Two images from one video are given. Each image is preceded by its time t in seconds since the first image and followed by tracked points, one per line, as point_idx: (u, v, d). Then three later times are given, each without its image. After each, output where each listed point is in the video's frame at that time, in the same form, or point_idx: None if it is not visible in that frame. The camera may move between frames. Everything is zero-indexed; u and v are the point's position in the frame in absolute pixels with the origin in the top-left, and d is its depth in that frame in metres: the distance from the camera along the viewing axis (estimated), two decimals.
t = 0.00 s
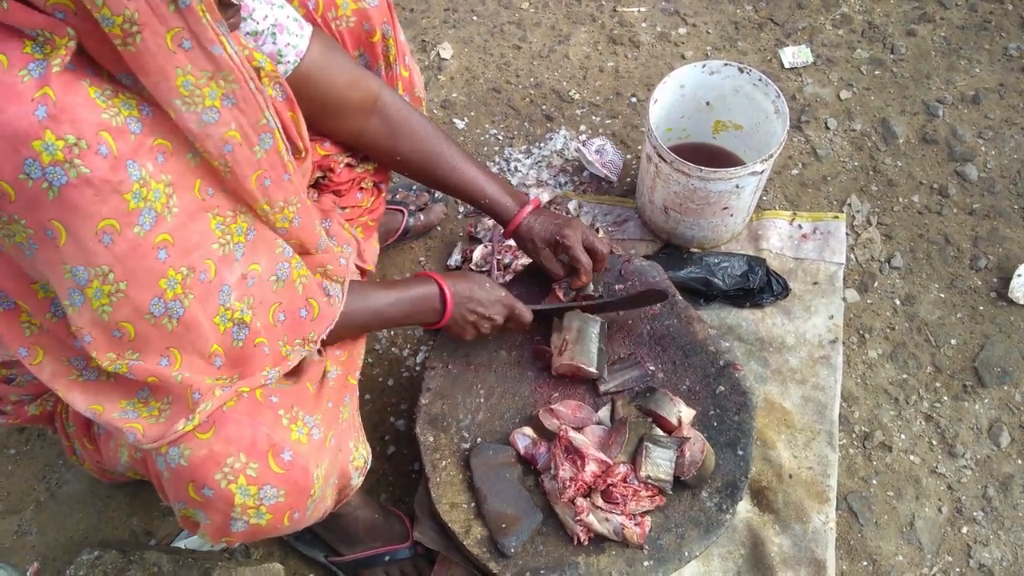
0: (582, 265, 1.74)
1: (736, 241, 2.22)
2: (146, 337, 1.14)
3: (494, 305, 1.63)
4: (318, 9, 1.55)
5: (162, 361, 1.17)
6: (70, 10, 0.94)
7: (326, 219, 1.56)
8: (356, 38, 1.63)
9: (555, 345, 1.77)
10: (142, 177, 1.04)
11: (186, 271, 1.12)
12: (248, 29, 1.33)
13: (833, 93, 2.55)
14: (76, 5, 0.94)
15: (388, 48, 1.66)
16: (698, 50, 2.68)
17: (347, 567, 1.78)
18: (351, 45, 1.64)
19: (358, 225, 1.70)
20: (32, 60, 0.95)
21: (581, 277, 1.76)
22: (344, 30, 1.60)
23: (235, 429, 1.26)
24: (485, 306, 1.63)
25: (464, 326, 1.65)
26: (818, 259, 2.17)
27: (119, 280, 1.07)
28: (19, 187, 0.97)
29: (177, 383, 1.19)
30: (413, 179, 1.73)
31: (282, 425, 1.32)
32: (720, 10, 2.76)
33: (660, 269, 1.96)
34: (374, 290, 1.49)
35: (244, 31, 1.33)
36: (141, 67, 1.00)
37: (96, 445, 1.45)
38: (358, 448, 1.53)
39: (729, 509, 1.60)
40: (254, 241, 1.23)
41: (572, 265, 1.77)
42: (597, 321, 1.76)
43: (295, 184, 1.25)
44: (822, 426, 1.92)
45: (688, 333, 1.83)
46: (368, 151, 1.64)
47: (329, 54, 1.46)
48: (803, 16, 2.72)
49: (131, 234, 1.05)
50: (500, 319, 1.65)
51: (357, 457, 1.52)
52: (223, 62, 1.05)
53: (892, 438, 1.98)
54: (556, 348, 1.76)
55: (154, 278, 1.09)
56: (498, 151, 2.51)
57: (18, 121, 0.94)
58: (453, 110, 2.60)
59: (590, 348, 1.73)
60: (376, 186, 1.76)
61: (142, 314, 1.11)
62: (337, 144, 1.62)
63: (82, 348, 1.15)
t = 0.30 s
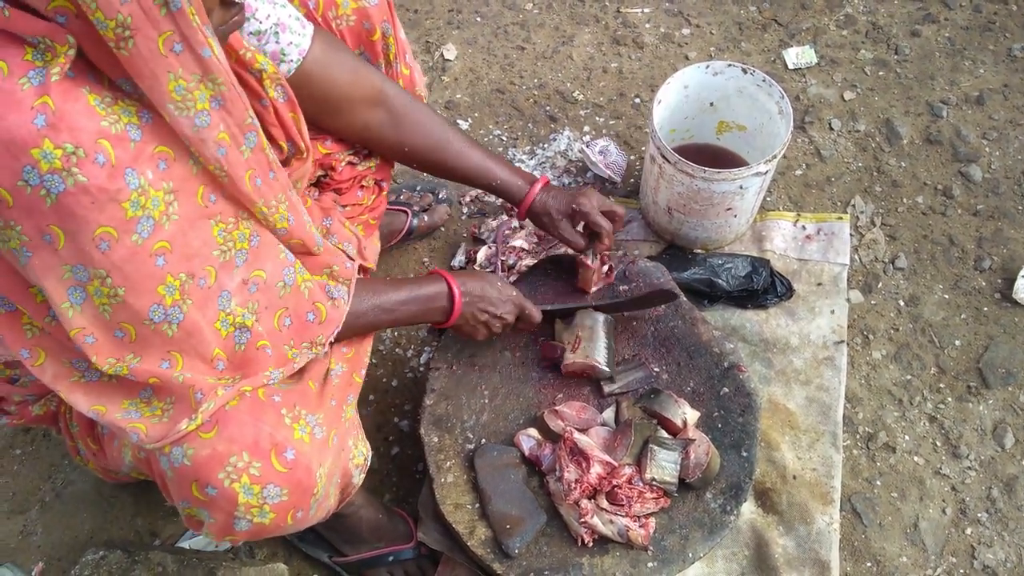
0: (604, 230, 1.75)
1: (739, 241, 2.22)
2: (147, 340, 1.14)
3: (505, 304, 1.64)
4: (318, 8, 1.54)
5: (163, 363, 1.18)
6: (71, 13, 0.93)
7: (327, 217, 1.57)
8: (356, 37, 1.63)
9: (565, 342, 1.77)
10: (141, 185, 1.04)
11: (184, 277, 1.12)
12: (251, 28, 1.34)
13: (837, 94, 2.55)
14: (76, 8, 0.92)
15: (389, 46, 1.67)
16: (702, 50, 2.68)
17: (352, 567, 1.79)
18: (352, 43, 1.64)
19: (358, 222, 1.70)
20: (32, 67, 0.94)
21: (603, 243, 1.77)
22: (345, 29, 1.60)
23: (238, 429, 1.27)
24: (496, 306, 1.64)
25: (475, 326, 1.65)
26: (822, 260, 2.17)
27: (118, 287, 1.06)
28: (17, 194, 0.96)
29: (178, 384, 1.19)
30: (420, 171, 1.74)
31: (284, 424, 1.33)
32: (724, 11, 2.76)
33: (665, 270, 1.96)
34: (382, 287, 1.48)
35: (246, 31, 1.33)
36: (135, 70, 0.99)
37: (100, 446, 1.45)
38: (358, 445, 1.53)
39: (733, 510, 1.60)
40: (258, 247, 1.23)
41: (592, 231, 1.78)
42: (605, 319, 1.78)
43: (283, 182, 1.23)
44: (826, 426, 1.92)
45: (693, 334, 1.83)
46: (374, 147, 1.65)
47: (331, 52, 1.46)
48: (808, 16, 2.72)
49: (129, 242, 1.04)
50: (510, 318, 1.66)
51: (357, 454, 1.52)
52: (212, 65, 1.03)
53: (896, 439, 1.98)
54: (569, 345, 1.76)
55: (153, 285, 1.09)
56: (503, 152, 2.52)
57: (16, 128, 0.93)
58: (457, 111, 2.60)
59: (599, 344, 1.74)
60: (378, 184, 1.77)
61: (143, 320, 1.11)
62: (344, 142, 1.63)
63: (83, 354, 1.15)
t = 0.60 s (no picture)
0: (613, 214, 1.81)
1: (737, 245, 2.23)
2: (148, 345, 1.14)
3: (496, 317, 1.65)
4: (313, 11, 1.56)
5: (168, 365, 1.18)
6: (74, 20, 0.93)
7: (327, 220, 1.58)
8: (352, 38, 1.64)
9: (563, 348, 1.77)
10: (137, 197, 1.03)
11: (174, 289, 1.12)
12: (248, 29, 1.30)
13: (835, 98, 2.56)
14: (80, 14, 0.92)
15: (385, 48, 1.67)
16: (701, 55, 2.69)
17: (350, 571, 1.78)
18: (348, 44, 1.65)
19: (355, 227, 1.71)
20: (35, 75, 0.94)
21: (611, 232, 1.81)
22: (340, 31, 1.61)
23: (247, 425, 1.28)
24: (486, 319, 1.64)
25: (465, 339, 1.65)
26: (821, 263, 2.17)
27: (114, 298, 1.06)
28: (16, 201, 0.96)
29: (185, 383, 1.20)
30: (419, 165, 1.73)
31: (292, 421, 1.34)
32: (723, 16, 2.77)
33: (663, 274, 1.97)
34: (369, 299, 1.46)
35: (243, 32, 1.30)
36: (139, 75, 0.99)
37: (105, 449, 1.47)
38: (363, 448, 1.54)
39: (733, 515, 1.60)
40: (248, 259, 1.23)
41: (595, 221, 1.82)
42: (603, 326, 1.79)
43: (284, 186, 1.26)
44: (825, 430, 1.92)
45: (692, 339, 1.83)
46: (372, 143, 1.64)
47: (328, 50, 1.45)
48: (806, 20, 2.73)
49: (124, 253, 1.04)
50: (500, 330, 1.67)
51: (361, 457, 1.53)
52: (216, 66, 1.05)
53: (895, 442, 1.99)
54: (567, 351, 1.77)
55: (148, 296, 1.09)
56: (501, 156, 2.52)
57: (20, 137, 0.93)
58: (456, 115, 2.60)
59: (598, 350, 1.75)
60: (375, 187, 1.78)
61: (142, 330, 1.11)
62: (345, 140, 1.62)
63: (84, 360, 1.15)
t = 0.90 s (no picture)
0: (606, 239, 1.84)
1: (740, 246, 2.23)
2: (149, 343, 1.15)
3: (494, 325, 1.65)
4: (318, 15, 1.56)
5: (168, 364, 1.19)
6: (68, 20, 0.91)
7: (331, 222, 1.58)
8: (356, 43, 1.64)
9: (562, 353, 1.77)
10: (132, 196, 1.04)
11: (171, 288, 1.13)
12: (251, 32, 1.32)
13: (838, 99, 2.55)
14: (74, 15, 0.91)
15: (390, 53, 1.67)
16: (703, 56, 2.69)
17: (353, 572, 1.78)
18: (352, 49, 1.65)
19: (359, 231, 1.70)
20: (30, 75, 0.93)
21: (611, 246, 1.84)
22: (345, 35, 1.61)
23: (247, 427, 1.29)
24: (484, 326, 1.64)
25: (462, 346, 1.65)
26: (824, 264, 2.17)
27: (112, 296, 1.06)
28: (11, 201, 0.96)
29: (185, 384, 1.21)
30: (421, 172, 1.74)
31: (292, 423, 1.35)
32: (726, 17, 2.77)
33: (666, 275, 1.97)
34: (368, 304, 1.46)
35: (246, 34, 1.32)
36: (134, 77, 0.98)
37: (107, 450, 1.48)
38: (366, 451, 1.55)
39: (735, 516, 1.60)
40: (248, 259, 1.23)
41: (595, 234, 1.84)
42: (602, 330, 1.78)
43: (284, 189, 1.24)
44: (828, 431, 1.92)
45: (694, 340, 1.83)
46: (374, 150, 1.64)
47: (331, 54, 1.46)
48: (809, 21, 2.73)
49: (120, 252, 1.04)
50: (499, 337, 1.67)
51: (365, 460, 1.54)
52: (212, 69, 1.03)
53: (899, 443, 1.98)
54: (565, 355, 1.76)
55: (147, 296, 1.09)
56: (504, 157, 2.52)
57: (13, 136, 0.93)
58: (459, 117, 2.61)
59: (596, 357, 1.74)
60: (379, 192, 1.78)
61: (142, 327, 1.12)
62: (344, 146, 1.62)
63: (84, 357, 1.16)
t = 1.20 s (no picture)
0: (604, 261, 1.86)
1: (739, 245, 2.23)
2: (148, 342, 1.15)
3: (493, 325, 1.66)
4: (312, 10, 1.57)
5: (168, 362, 1.19)
6: (57, 28, 0.92)
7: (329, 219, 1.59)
8: (350, 39, 1.64)
9: (561, 352, 1.77)
10: (124, 201, 1.04)
11: (166, 291, 1.13)
12: (245, 30, 1.33)
13: (838, 98, 2.55)
14: (62, 23, 0.92)
15: (382, 49, 1.67)
16: (703, 55, 2.69)
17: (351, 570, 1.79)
18: (345, 45, 1.65)
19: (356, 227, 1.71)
20: (18, 81, 0.94)
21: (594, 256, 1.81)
22: (338, 31, 1.61)
23: (248, 423, 1.29)
24: (483, 326, 1.64)
25: (462, 346, 1.65)
26: (823, 263, 2.17)
27: (107, 299, 1.07)
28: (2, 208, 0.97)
29: (186, 381, 1.22)
30: (410, 176, 1.74)
31: (293, 419, 1.35)
32: (726, 15, 2.77)
33: (665, 273, 1.98)
34: (368, 305, 1.47)
35: (240, 31, 1.33)
36: (124, 86, 0.98)
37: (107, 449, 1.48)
38: (366, 448, 1.55)
39: (734, 514, 1.60)
40: (246, 262, 1.23)
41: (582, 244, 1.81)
42: (601, 330, 1.78)
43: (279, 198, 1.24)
44: (826, 430, 1.92)
45: (693, 338, 1.83)
46: (365, 150, 1.65)
47: (325, 53, 1.46)
48: (809, 20, 2.73)
49: (113, 256, 1.05)
50: (499, 337, 1.67)
51: (365, 457, 1.54)
52: (204, 80, 1.03)
53: (897, 443, 1.98)
54: (564, 353, 1.76)
55: (142, 298, 1.10)
56: (503, 156, 2.52)
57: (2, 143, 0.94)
58: (458, 115, 2.61)
59: (595, 355, 1.74)
60: (374, 187, 1.78)
61: (140, 326, 1.12)
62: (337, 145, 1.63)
63: (84, 357, 1.16)
